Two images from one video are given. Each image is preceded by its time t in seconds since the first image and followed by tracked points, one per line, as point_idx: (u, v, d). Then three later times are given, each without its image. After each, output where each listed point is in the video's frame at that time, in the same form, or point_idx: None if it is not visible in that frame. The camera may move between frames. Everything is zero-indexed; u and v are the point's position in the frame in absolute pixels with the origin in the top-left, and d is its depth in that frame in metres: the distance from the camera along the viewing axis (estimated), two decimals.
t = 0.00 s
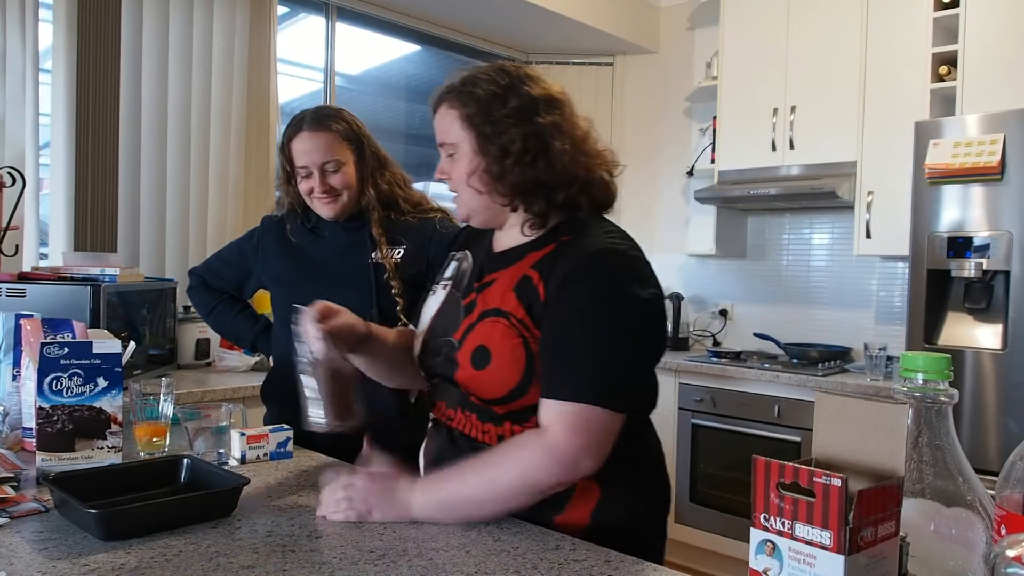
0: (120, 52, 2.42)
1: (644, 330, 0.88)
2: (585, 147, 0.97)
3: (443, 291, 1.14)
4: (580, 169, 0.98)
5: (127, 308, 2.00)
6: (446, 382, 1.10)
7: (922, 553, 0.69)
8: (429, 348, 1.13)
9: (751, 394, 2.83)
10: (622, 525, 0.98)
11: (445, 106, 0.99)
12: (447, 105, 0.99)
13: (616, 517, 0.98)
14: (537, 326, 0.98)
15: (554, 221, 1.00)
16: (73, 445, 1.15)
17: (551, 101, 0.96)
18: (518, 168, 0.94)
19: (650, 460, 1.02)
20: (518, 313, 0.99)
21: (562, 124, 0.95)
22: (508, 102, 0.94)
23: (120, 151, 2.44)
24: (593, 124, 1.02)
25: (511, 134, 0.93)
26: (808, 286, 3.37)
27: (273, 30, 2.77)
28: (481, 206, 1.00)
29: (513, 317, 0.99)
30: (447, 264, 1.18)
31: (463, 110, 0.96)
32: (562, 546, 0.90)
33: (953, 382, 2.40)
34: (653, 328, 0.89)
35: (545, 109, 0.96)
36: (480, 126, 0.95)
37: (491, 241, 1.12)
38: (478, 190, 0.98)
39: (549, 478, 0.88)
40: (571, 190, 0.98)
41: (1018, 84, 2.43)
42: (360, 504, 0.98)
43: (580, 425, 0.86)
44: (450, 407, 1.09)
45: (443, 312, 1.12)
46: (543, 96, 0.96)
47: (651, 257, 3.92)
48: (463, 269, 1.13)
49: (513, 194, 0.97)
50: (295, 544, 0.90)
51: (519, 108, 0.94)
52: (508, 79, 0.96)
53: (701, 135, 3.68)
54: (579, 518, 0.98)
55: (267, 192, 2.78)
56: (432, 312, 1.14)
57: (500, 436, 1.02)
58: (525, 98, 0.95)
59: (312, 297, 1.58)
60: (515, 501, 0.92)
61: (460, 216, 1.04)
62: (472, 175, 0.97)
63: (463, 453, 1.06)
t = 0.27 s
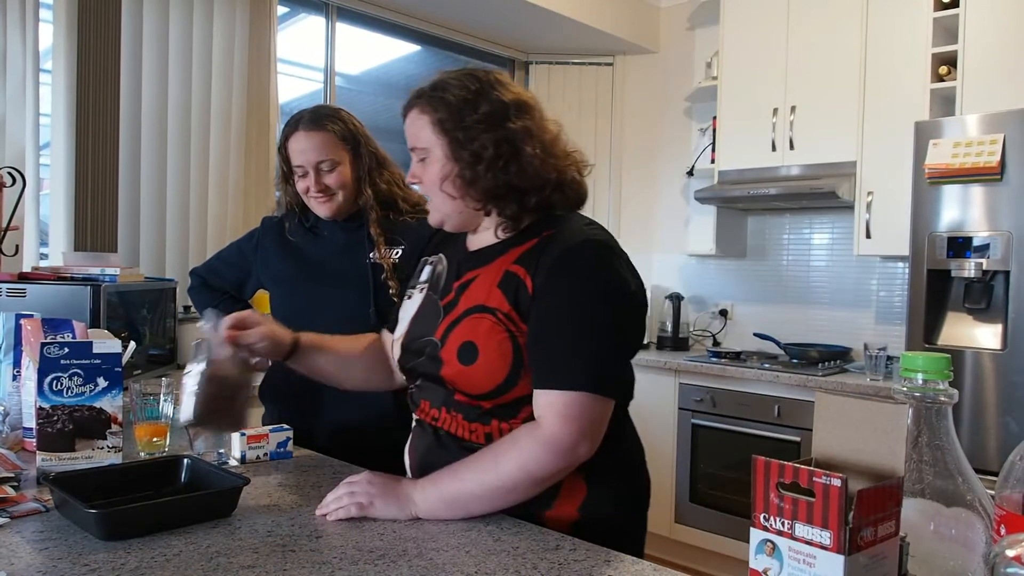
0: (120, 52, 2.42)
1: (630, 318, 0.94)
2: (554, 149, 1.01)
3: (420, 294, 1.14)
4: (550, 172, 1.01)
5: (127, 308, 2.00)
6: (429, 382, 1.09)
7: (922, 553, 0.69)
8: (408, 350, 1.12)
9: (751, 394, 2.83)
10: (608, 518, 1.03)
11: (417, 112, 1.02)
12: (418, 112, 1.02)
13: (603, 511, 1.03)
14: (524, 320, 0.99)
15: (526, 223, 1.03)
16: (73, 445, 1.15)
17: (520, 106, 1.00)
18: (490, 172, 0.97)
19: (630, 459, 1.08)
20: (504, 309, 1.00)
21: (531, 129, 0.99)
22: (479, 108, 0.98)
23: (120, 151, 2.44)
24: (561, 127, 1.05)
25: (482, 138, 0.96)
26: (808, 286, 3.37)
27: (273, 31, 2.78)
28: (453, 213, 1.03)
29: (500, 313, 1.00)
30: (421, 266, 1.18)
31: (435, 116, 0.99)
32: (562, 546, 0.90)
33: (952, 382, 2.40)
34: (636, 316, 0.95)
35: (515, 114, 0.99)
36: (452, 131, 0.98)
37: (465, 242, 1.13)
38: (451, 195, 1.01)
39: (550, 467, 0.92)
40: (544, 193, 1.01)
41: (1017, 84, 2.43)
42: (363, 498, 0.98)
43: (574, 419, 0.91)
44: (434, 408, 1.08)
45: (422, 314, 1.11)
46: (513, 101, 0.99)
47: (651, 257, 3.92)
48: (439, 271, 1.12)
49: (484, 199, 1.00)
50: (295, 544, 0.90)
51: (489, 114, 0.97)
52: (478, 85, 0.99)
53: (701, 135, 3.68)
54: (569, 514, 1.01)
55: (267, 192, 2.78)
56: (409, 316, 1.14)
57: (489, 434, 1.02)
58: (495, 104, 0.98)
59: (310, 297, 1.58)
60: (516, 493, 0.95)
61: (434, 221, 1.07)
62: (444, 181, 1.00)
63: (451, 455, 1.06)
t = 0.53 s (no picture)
0: (120, 52, 2.42)
1: (617, 306, 0.97)
2: (529, 150, 1.03)
3: (403, 301, 1.15)
4: (527, 172, 1.03)
5: (128, 308, 2.00)
6: (418, 385, 1.09)
7: (922, 553, 0.69)
8: (395, 355, 1.12)
9: (751, 394, 2.83)
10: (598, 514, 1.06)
11: (392, 119, 1.04)
12: (393, 118, 1.04)
13: (593, 509, 1.06)
14: (512, 315, 1.01)
15: (506, 223, 1.05)
16: (73, 444, 1.15)
17: (494, 110, 1.02)
18: (467, 175, 0.99)
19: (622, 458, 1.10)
20: (492, 305, 1.01)
21: (506, 132, 1.01)
22: (454, 113, 0.99)
23: (120, 151, 2.44)
24: (534, 128, 1.08)
25: (459, 142, 0.98)
26: (808, 286, 3.37)
27: (273, 32, 2.78)
28: (432, 216, 1.05)
29: (489, 310, 1.01)
30: (402, 274, 1.18)
31: (410, 122, 1.01)
32: (562, 546, 0.90)
33: (952, 382, 2.40)
34: (622, 303, 0.99)
35: (489, 117, 1.01)
36: (428, 136, 0.99)
37: (445, 245, 1.14)
38: (429, 199, 1.03)
39: (549, 456, 0.94)
40: (521, 193, 1.03)
41: (1017, 84, 2.43)
42: (363, 497, 0.98)
43: (569, 407, 0.93)
44: (424, 410, 1.08)
45: (409, 317, 1.12)
46: (487, 105, 1.01)
47: (651, 257, 3.92)
48: (422, 276, 1.13)
49: (463, 201, 1.01)
50: (295, 544, 0.90)
51: (464, 118, 0.99)
52: (451, 90, 1.01)
53: (701, 135, 3.68)
54: (562, 510, 1.04)
55: (267, 192, 2.78)
56: (394, 322, 1.14)
57: (480, 435, 1.04)
58: (470, 109, 1.00)
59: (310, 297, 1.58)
60: (517, 486, 0.96)
61: (413, 226, 1.08)
62: (422, 186, 1.02)
63: (445, 455, 1.06)
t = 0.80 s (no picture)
0: (120, 52, 2.42)
1: (610, 296, 0.99)
2: (513, 150, 1.05)
3: (397, 303, 1.14)
4: (513, 171, 1.04)
5: (128, 308, 2.00)
6: (415, 384, 1.09)
7: (922, 553, 0.69)
8: (390, 356, 1.12)
9: (751, 394, 2.83)
10: (596, 511, 1.07)
11: (376, 126, 1.05)
12: (377, 125, 1.05)
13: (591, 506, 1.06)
14: (507, 310, 1.02)
15: (494, 223, 1.06)
16: (73, 444, 1.15)
17: (477, 112, 1.03)
18: (455, 176, 1.00)
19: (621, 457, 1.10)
20: (486, 300, 1.02)
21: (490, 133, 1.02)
22: (438, 117, 1.00)
23: (120, 151, 2.44)
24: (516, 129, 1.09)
25: (445, 144, 0.99)
26: (808, 286, 3.37)
27: (273, 32, 2.78)
28: (421, 219, 1.05)
29: (484, 305, 1.02)
30: (394, 277, 1.18)
31: (395, 128, 1.02)
32: (562, 546, 0.90)
33: (952, 382, 2.40)
34: (614, 293, 1.00)
35: (473, 119, 1.02)
36: (413, 140, 1.00)
37: (435, 248, 1.14)
38: (418, 202, 1.03)
39: (547, 447, 0.95)
40: (508, 192, 1.04)
41: (1017, 84, 2.43)
42: (363, 497, 0.98)
43: (565, 397, 0.94)
44: (422, 410, 1.08)
45: (403, 317, 1.12)
46: (470, 108, 1.03)
47: (651, 257, 3.92)
48: (414, 279, 1.13)
49: (452, 202, 1.02)
50: (295, 544, 0.90)
51: (447, 121, 1.00)
52: (433, 95, 1.02)
53: (701, 135, 3.68)
54: (560, 507, 1.04)
55: (267, 192, 2.78)
56: (387, 325, 1.14)
57: (480, 431, 1.04)
58: (453, 112, 1.01)
59: (310, 297, 1.58)
60: (518, 480, 0.96)
61: (403, 231, 1.09)
62: (410, 189, 1.02)
63: (443, 454, 1.06)
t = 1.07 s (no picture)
0: (120, 52, 2.42)
1: (609, 294, 0.98)
2: (509, 149, 1.04)
3: (397, 303, 1.14)
4: (509, 171, 1.03)
5: (128, 308, 2.00)
6: (414, 384, 1.09)
7: (922, 553, 0.69)
8: (389, 355, 1.12)
9: (751, 394, 2.83)
10: (598, 510, 1.07)
11: (372, 127, 1.04)
12: (373, 127, 1.04)
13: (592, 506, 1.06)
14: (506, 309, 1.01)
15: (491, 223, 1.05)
16: (73, 445, 1.15)
17: (473, 113, 1.02)
18: (450, 177, 0.99)
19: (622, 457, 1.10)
20: (485, 299, 1.02)
21: (486, 133, 1.01)
22: (433, 118, 1.00)
23: (119, 151, 2.44)
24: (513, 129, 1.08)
25: (440, 145, 0.98)
26: (808, 286, 3.37)
27: (273, 32, 2.78)
28: (419, 219, 1.05)
29: (482, 304, 1.02)
30: (394, 277, 1.18)
31: (391, 129, 1.01)
32: (562, 546, 0.90)
33: (953, 382, 2.40)
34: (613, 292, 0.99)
35: (469, 120, 1.01)
36: (409, 142, 0.99)
37: (435, 246, 1.14)
38: (415, 203, 1.03)
39: (547, 446, 0.94)
40: (504, 191, 1.04)
41: (1018, 84, 2.43)
42: (363, 497, 0.98)
43: (565, 397, 0.94)
44: (420, 409, 1.08)
45: (403, 317, 1.11)
46: (465, 109, 1.02)
47: (651, 257, 3.92)
48: (415, 278, 1.13)
49: (448, 203, 1.02)
50: (295, 544, 0.90)
51: (442, 122, 0.99)
52: (428, 96, 1.02)
53: (701, 135, 3.68)
54: (560, 508, 1.04)
55: (267, 191, 2.78)
56: (387, 325, 1.14)
57: (479, 431, 1.04)
58: (448, 112, 1.00)
59: (310, 297, 1.58)
60: (518, 479, 0.96)
61: (401, 231, 1.08)
62: (407, 190, 1.02)
63: (443, 454, 1.06)
